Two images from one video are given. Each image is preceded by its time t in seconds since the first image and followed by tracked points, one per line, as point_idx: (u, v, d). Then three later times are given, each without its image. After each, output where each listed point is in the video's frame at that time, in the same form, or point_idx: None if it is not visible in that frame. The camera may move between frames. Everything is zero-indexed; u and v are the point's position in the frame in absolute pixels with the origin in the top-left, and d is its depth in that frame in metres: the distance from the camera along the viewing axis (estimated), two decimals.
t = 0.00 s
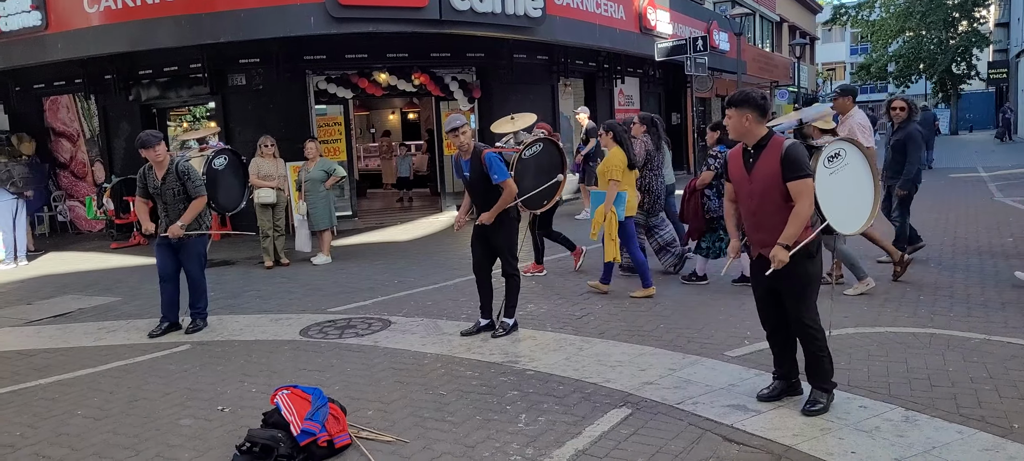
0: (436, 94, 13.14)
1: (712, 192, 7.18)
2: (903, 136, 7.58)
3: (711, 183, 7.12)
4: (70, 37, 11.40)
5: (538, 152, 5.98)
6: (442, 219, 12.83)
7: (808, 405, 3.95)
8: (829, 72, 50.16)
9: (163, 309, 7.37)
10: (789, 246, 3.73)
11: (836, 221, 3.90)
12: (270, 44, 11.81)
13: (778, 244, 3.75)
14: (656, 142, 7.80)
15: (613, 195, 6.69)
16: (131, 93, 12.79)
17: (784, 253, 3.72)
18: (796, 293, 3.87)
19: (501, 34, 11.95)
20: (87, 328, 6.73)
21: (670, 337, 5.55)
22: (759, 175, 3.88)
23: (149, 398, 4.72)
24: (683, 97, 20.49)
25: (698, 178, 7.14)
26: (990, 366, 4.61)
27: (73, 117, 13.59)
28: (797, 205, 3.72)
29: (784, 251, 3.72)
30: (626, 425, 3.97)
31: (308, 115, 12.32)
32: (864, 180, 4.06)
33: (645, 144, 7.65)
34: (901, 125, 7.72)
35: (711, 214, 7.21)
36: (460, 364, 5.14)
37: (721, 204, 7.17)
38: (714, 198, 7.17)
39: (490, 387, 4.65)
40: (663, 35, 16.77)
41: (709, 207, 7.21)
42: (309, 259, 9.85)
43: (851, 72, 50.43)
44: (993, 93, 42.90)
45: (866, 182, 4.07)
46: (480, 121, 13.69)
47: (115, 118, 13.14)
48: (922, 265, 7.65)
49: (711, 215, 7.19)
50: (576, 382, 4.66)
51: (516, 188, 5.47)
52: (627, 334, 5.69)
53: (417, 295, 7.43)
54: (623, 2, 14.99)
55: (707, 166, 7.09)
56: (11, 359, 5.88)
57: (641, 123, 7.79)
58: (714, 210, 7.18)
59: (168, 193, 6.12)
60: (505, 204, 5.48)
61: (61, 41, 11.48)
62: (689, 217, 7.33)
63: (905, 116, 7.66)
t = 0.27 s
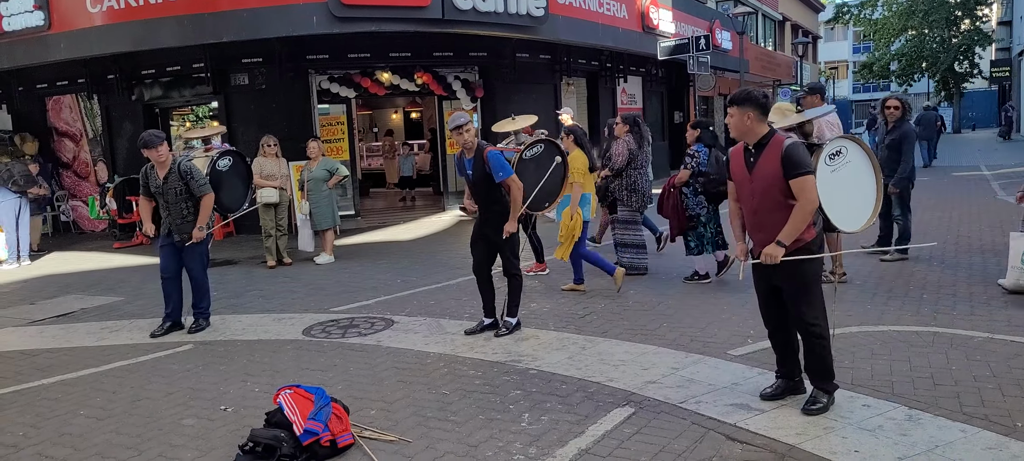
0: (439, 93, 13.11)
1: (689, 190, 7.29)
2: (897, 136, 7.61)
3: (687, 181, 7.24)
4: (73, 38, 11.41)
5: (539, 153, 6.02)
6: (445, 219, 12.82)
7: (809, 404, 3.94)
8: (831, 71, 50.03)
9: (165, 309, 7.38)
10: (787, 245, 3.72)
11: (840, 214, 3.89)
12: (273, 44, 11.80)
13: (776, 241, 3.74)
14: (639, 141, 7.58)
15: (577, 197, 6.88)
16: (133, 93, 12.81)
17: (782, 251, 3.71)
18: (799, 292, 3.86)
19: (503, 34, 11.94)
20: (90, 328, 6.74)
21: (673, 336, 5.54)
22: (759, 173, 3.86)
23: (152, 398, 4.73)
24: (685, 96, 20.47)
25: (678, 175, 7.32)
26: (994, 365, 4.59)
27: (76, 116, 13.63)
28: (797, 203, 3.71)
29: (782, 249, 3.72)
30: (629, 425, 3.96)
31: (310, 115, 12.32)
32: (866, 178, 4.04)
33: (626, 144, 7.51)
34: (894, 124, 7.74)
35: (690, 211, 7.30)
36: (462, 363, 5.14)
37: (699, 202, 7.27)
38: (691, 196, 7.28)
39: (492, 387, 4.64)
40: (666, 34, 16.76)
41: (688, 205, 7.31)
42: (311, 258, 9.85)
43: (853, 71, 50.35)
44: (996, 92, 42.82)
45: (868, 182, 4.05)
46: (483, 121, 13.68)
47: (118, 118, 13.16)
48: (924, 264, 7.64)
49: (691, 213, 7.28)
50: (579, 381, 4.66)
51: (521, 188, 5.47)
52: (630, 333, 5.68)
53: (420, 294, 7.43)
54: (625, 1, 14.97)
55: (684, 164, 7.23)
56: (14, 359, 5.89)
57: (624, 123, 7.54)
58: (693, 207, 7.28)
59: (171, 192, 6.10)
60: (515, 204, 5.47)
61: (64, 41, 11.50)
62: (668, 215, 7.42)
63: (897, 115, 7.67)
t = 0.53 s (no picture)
0: (439, 93, 13.11)
1: (674, 192, 7.33)
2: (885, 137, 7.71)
3: (671, 183, 7.28)
4: (73, 37, 11.40)
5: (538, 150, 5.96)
6: (444, 219, 12.82)
7: (808, 405, 3.94)
8: (831, 72, 50.05)
9: (164, 309, 7.37)
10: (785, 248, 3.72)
11: (840, 218, 3.89)
12: (273, 44, 11.80)
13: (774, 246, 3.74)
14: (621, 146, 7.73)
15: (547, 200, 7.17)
16: (133, 93, 12.80)
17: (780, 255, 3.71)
18: (795, 293, 3.85)
19: (503, 34, 11.93)
20: (89, 328, 6.73)
21: (673, 337, 5.53)
22: (758, 176, 3.86)
23: (151, 398, 4.72)
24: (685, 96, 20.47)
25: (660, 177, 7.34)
26: (994, 366, 4.59)
27: (76, 116, 13.63)
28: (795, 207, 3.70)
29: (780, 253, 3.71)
30: (629, 425, 3.95)
31: (310, 115, 12.31)
32: (869, 181, 4.03)
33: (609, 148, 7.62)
34: (881, 126, 7.85)
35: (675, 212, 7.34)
36: (462, 363, 5.13)
37: (683, 203, 7.31)
38: (676, 198, 7.32)
39: (492, 387, 4.63)
40: (666, 35, 16.75)
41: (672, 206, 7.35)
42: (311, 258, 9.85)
43: (852, 72, 50.38)
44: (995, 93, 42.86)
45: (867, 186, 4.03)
46: (483, 121, 13.68)
47: (117, 118, 13.15)
48: (924, 264, 7.64)
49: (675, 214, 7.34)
50: (579, 382, 4.65)
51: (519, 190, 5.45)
52: (630, 334, 5.67)
53: (419, 295, 7.42)
54: (626, 1, 14.97)
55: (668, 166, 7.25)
56: (13, 359, 5.88)
57: (605, 127, 7.66)
58: (678, 208, 7.32)
59: (171, 193, 6.08)
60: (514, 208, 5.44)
61: (64, 40, 11.49)
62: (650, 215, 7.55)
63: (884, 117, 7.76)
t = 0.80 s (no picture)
0: (439, 93, 13.13)
1: (656, 189, 7.41)
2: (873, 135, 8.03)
3: (655, 181, 7.35)
4: (72, 37, 11.40)
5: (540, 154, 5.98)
6: (444, 219, 12.81)
7: (808, 404, 3.93)
8: (831, 72, 50.05)
9: (164, 309, 7.36)
10: (784, 245, 3.72)
11: (839, 216, 3.89)
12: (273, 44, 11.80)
13: (773, 243, 3.74)
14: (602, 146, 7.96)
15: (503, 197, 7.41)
16: (133, 93, 12.80)
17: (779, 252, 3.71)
18: (797, 292, 3.85)
19: (503, 34, 11.93)
20: (89, 327, 6.73)
21: (672, 336, 5.54)
22: (757, 173, 3.86)
23: (151, 398, 4.72)
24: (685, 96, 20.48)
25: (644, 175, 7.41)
26: (994, 366, 4.59)
27: (75, 116, 13.63)
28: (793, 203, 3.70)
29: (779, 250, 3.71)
30: (628, 425, 3.95)
31: (309, 114, 12.31)
32: (869, 179, 4.02)
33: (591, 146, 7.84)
34: (869, 124, 8.17)
35: (655, 210, 7.43)
36: (462, 363, 5.13)
37: (664, 201, 7.41)
38: (657, 195, 7.40)
39: (492, 387, 4.63)
40: (665, 34, 16.75)
41: (653, 204, 7.44)
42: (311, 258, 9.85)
43: (852, 72, 50.38)
44: (995, 93, 42.85)
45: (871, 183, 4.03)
46: (482, 121, 13.69)
47: (117, 118, 13.14)
48: (924, 265, 7.64)
49: (654, 212, 7.43)
50: (579, 382, 4.65)
51: (515, 190, 5.47)
52: (630, 333, 5.67)
53: (419, 294, 7.42)
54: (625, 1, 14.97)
55: (652, 164, 7.32)
56: (12, 358, 5.88)
57: (584, 126, 7.93)
58: (658, 206, 7.42)
59: (171, 191, 6.07)
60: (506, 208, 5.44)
61: (64, 40, 11.48)
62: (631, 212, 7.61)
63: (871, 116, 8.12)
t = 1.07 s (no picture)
0: (439, 92, 13.15)
1: (638, 191, 7.48)
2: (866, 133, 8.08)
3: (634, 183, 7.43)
4: (73, 37, 11.41)
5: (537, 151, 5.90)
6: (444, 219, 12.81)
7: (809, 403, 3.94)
8: (831, 70, 50.03)
9: (165, 309, 7.37)
10: (787, 245, 3.72)
11: (841, 214, 3.88)
12: (273, 44, 11.80)
13: (775, 244, 3.74)
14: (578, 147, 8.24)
15: (453, 200, 7.49)
16: (133, 93, 12.80)
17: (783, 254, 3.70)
18: (797, 291, 3.85)
19: (503, 33, 11.93)
20: (90, 327, 6.74)
21: (672, 335, 5.54)
22: (758, 174, 3.86)
23: (152, 398, 4.72)
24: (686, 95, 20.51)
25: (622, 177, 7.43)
26: (994, 364, 4.59)
27: (75, 116, 13.62)
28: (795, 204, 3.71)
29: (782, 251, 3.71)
30: (629, 424, 3.96)
31: (310, 114, 12.32)
32: (870, 176, 4.02)
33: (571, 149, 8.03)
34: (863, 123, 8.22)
35: (637, 211, 7.46)
36: (463, 362, 5.13)
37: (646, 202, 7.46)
38: (640, 196, 7.46)
39: (493, 386, 4.63)
40: (666, 33, 16.74)
41: (636, 204, 7.48)
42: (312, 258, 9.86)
43: (853, 70, 50.32)
44: (996, 92, 42.79)
45: (871, 180, 4.03)
46: (483, 120, 13.69)
47: (117, 118, 13.15)
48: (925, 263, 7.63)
49: (636, 212, 7.47)
50: (579, 381, 4.65)
51: (514, 191, 5.50)
52: (630, 333, 5.67)
53: (420, 294, 7.43)
54: None
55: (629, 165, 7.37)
56: (14, 359, 5.89)
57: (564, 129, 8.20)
58: (640, 206, 7.46)
59: (171, 192, 6.09)
60: (506, 208, 5.48)
61: (64, 40, 11.48)
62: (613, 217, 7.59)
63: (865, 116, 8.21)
